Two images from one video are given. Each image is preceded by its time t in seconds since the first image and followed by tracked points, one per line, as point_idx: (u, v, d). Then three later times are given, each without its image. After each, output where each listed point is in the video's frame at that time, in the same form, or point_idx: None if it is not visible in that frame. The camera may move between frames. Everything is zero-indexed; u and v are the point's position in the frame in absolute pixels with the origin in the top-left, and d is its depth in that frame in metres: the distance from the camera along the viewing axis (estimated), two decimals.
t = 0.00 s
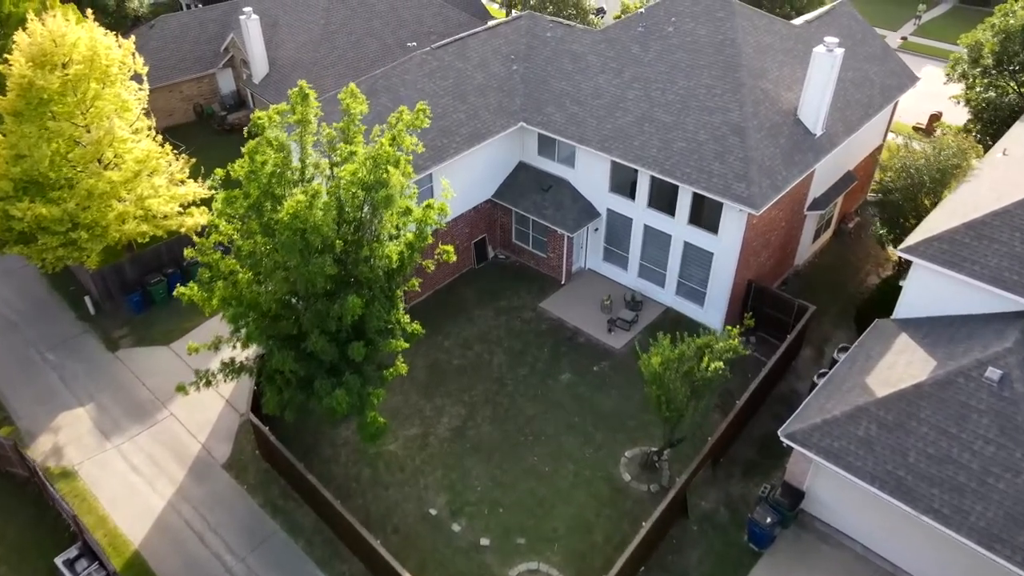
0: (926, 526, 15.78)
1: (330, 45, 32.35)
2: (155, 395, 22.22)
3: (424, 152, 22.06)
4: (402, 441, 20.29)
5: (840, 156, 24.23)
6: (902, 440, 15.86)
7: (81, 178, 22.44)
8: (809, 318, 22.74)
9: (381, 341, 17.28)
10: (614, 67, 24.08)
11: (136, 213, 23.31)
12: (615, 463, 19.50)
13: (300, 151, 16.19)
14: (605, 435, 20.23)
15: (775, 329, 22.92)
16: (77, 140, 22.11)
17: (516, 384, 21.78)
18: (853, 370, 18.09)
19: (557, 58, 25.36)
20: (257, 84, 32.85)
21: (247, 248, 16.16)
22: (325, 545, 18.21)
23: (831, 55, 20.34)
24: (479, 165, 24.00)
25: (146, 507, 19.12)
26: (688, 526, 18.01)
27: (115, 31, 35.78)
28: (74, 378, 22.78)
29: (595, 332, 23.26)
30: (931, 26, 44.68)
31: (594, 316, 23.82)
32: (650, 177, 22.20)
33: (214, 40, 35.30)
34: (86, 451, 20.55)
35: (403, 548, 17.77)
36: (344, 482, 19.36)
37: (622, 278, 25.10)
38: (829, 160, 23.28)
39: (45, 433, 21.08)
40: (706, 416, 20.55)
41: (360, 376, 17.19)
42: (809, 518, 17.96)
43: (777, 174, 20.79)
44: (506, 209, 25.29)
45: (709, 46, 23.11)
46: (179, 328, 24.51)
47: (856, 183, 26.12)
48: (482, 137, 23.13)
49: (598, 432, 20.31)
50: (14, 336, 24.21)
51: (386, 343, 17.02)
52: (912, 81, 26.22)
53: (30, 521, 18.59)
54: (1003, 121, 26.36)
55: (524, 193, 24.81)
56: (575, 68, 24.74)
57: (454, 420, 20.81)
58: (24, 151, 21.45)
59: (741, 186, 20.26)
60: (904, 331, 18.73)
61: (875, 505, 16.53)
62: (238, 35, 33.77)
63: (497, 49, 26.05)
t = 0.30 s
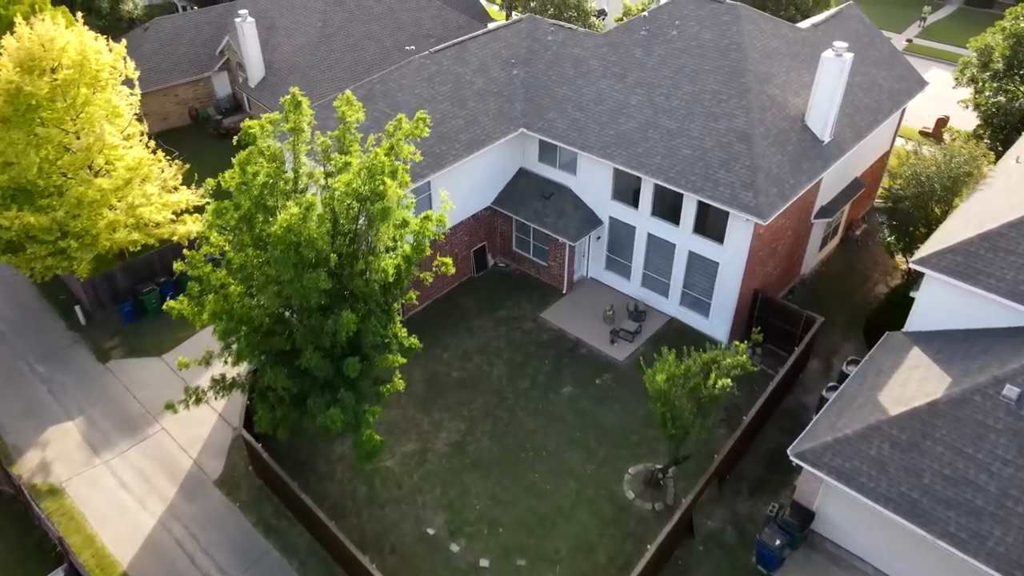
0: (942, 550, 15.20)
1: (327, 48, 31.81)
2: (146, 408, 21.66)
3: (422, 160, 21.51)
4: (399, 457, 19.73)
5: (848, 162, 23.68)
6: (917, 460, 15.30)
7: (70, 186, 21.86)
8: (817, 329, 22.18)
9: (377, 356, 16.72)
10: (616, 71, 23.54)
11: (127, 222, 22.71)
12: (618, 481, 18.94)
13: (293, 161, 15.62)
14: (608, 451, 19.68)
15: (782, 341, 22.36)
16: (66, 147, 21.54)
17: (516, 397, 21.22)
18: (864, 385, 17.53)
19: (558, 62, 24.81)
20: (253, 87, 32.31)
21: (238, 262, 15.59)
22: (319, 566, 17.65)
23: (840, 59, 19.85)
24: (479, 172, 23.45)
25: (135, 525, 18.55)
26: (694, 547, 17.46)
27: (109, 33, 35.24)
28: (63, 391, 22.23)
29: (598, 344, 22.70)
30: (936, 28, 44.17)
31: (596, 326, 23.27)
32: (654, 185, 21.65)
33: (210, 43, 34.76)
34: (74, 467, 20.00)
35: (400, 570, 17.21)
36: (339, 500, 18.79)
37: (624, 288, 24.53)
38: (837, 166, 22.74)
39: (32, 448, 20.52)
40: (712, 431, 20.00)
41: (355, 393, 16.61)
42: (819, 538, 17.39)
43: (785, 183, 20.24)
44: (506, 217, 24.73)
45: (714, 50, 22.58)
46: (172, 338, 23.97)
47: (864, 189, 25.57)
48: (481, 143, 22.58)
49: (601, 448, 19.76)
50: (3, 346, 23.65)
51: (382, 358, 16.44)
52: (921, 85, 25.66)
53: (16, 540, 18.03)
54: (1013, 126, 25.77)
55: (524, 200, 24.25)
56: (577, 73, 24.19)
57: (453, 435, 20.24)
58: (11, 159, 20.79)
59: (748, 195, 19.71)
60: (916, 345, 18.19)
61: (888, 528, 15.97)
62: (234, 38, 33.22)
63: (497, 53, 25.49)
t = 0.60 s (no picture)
0: None
1: (324, 51, 31.25)
2: (136, 422, 21.09)
3: (420, 168, 20.96)
4: (396, 474, 19.16)
5: (856, 170, 23.12)
6: (932, 483, 14.73)
7: (59, 194, 21.20)
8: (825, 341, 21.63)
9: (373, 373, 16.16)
10: (619, 76, 22.98)
11: (118, 231, 22.06)
12: (622, 499, 18.38)
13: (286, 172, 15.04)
14: (612, 468, 19.12)
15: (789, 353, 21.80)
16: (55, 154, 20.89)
17: (517, 412, 20.66)
18: (876, 403, 16.97)
19: (559, 67, 24.24)
20: (249, 91, 31.76)
21: (229, 277, 15.03)
22: None
23: (850, 65, 19.32)
24: (477, 180, 22.89)
25: (124, 545, 17.99)
26: (700, 569, 16.89)
27: (102, 36, 34.64)
28: (52, 404, 21.66)
29: (600, 356, 22.14)
30: (942, 30, 43.61)
31: (598, 337, 22.73)
32: (658, 193, 21.09)
33: (205, 46, 34.19)
34: (62, 484, 19.45)
35: None
36: (334, 519, 18.21)
37: (627, 297, 23.97)
38: (845, 174, 22.17)
39: (19, 464, 19.96)
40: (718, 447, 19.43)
41: (350, 412, 16.02)
42: (830, 561, 16.81)
43: (793, 192, 19.68)
44: (506, 225, 24.17)
45: (719, 55, 22.03)
46: (164, 349, 23.41)
47: (872, 196, 25.00)
48: (481, 150, 22.02)
49: (604, 465, 19.20)
50: None
51: (378, 376, 15.87)
52: (930, 90, 25.10)
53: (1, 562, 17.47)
54: None
55: (525, 208, 23.68)
56: (579, 78, 23.63)
57: (452, 452, 19.67)
58: None
59: (755, 204, 19.14)
60: (929, 360, 17.64)
61: (901, 552, 15.41)
62: (229, 41, 32.65)
63: (497, 57, 24.91)
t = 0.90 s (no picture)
0: None
1: (322, 54, 30.69)
2: (126, 437, 20.53)
3: (419, 176, 20.41)
4: (394, 492, 18.58)
5: (866, 176, 22.55)
6: (950, 507, 14.14)
7: (47, 202, 20.53)
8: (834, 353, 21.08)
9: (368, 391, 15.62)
10: (622, 81, 22.42)
11: (109, 241, 21.47)
12: (626, 519, 17.81)
13: (278, 183, 14.43)
14: (615, 486, 18.55)
15: (797, 365, 21.24)
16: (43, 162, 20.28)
17: (518, 427, 20.10)
18: (889, 420, 16.41)
19: (561, 71, 23.69)
20: (245, 95, 31.21)
21: (220, 292, 14.44)
22: None
23: (860, 70, 18.80)
24: (477, 187, 22.33)
25: (112, 566, 17.42)
26: None
27: (96, 39, 34.09)
28: (40, 418, 21.09)
29: (603, 368, 21.59)
30: (947, 32, 43.04)
31: (601, 349, 22.17)
32: (662, 202, 20.54)
33: (200, 49, 33.63)
34: (49, 502, 18.89)
35: None
36: (329, 539, 17.64)
37: (630, 307, 23.40)
38: (854, 181, 21.61)
39: (5, 481, 19.39)
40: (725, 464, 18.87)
41: (345, 431, 15.46)
42: None
43: (802, 201, 19.11)
44: (506, 233, 23.63)
45: (725, 59, 21.48)
46: (156, 361, 22.84)
47: (881, 204, 24.44)
48: (481, 157, 21.45)
49: (607, 482, 18.63)
50: None
51: (375, 394, 15.29)
52: (940, 95, 24.53)
53: None
54: None
55: (526, 216, 23.13)
56: (581, 82, 23.07)
57: (451, 468, 19.10)
58: None
59: (763, 214, 18.59)
60: (944, 375, 17.10)
61: None
62: (224, 44, 32.10)
63: (497, 61, 24.33)
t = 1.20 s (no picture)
0: None
1: (318, 57, 30.13)
2: (115, 452, 19.95)
3: (416, 183, 19.87)
4: (390, 511, 18.00)
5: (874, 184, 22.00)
6: (968, 532, 13.53)
7: (34, 211, 19.93)
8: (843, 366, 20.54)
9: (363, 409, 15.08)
10: (625, 86, 21.86)
11: (98, 250, 20.90)
12: (629, 538, 17.25)
13: (269, 194, 13.86)
14: (618, 504, 17.97)
15: (804, 378, 20.69)
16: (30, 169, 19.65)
17: (518, 442, 19.53)
18: (902, 439, 15.83)
19: (562, 75, 23.12)
20: (240, 99, 30.66)
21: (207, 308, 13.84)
22: None
23: (870, 76, 18.28)
24: (475, 194, 21.77)
25: None
26: None
27: (89, 41, 33.56)
28: (27, 432, 20.52)
29: (605, 381, 21.03)
30: (953, 34, 42.50)
31: (603, 361, 21.61)
32: (666, 211, 19.98)
33: (194, 51, 33.06)
34: (34, 520, 18.32)
35: None
36: (323, 560, 17.07)
37: (633, 317, 22.84)
38: (863, 189, 21.06)
39: None
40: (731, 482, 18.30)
41: (338, 451, 14.89)
42: None
43: (810, 210, 18.53)
44: (506, 241, 23.06)
45: (731, 64, 20.92)
46: (147, 373, 22.27)
47: (889, 211, 23.89)
48: (479, 164, 20.88)
49: (610, 500, 18.06)
50: None
51: (369, 412, 14.75)
52: (950, 100, 23.98)
53: None
54: None
55: (526, 224, 22.57)
56: (582, 87, 22.50)
57: (449, 485, 18.54)
58: None
59: (770, 224, 18.03)
60: (957, 392, 16.55)
61: None
62: (219, 46, 31.54)
63: (496, 65, 23.75)
